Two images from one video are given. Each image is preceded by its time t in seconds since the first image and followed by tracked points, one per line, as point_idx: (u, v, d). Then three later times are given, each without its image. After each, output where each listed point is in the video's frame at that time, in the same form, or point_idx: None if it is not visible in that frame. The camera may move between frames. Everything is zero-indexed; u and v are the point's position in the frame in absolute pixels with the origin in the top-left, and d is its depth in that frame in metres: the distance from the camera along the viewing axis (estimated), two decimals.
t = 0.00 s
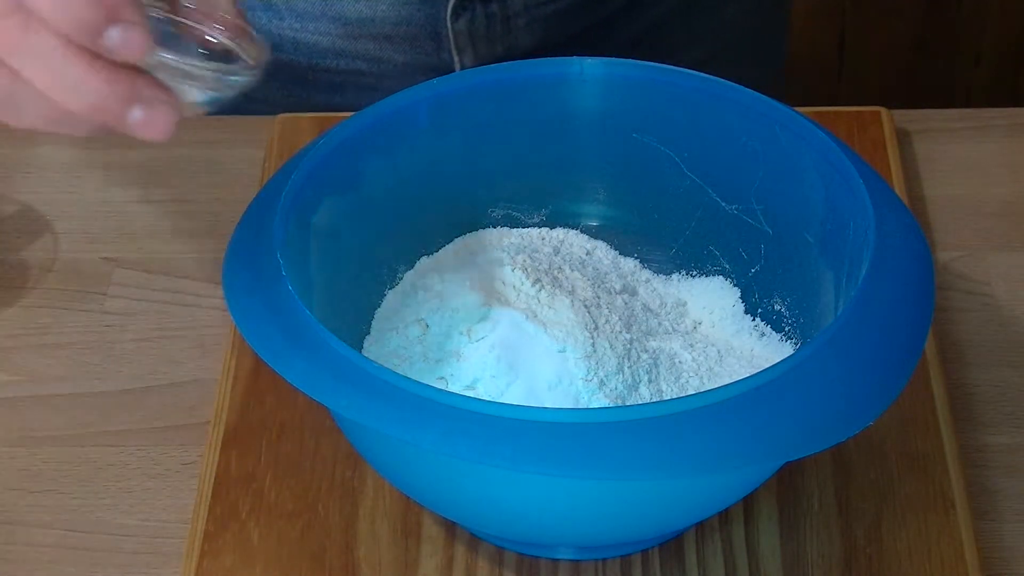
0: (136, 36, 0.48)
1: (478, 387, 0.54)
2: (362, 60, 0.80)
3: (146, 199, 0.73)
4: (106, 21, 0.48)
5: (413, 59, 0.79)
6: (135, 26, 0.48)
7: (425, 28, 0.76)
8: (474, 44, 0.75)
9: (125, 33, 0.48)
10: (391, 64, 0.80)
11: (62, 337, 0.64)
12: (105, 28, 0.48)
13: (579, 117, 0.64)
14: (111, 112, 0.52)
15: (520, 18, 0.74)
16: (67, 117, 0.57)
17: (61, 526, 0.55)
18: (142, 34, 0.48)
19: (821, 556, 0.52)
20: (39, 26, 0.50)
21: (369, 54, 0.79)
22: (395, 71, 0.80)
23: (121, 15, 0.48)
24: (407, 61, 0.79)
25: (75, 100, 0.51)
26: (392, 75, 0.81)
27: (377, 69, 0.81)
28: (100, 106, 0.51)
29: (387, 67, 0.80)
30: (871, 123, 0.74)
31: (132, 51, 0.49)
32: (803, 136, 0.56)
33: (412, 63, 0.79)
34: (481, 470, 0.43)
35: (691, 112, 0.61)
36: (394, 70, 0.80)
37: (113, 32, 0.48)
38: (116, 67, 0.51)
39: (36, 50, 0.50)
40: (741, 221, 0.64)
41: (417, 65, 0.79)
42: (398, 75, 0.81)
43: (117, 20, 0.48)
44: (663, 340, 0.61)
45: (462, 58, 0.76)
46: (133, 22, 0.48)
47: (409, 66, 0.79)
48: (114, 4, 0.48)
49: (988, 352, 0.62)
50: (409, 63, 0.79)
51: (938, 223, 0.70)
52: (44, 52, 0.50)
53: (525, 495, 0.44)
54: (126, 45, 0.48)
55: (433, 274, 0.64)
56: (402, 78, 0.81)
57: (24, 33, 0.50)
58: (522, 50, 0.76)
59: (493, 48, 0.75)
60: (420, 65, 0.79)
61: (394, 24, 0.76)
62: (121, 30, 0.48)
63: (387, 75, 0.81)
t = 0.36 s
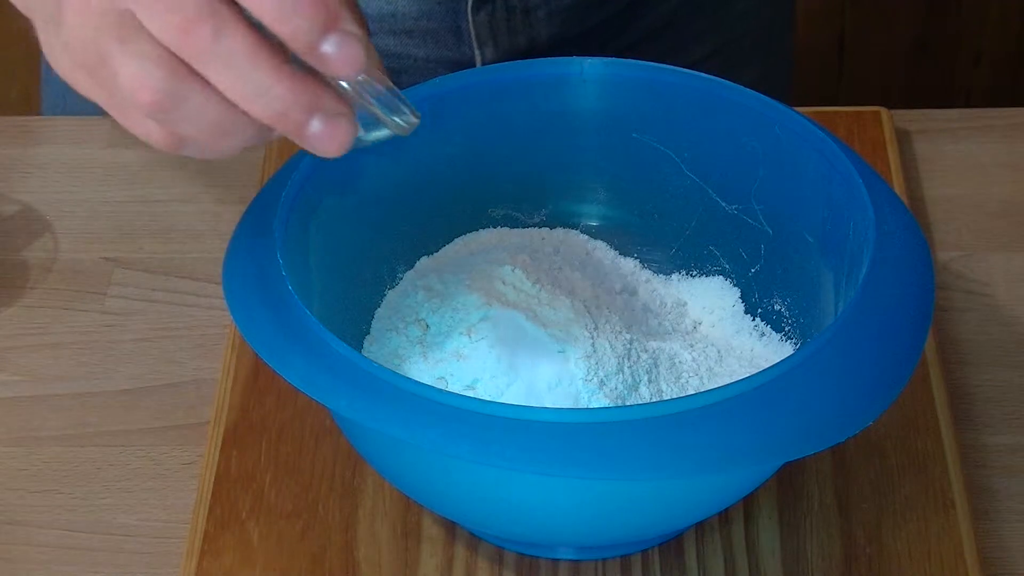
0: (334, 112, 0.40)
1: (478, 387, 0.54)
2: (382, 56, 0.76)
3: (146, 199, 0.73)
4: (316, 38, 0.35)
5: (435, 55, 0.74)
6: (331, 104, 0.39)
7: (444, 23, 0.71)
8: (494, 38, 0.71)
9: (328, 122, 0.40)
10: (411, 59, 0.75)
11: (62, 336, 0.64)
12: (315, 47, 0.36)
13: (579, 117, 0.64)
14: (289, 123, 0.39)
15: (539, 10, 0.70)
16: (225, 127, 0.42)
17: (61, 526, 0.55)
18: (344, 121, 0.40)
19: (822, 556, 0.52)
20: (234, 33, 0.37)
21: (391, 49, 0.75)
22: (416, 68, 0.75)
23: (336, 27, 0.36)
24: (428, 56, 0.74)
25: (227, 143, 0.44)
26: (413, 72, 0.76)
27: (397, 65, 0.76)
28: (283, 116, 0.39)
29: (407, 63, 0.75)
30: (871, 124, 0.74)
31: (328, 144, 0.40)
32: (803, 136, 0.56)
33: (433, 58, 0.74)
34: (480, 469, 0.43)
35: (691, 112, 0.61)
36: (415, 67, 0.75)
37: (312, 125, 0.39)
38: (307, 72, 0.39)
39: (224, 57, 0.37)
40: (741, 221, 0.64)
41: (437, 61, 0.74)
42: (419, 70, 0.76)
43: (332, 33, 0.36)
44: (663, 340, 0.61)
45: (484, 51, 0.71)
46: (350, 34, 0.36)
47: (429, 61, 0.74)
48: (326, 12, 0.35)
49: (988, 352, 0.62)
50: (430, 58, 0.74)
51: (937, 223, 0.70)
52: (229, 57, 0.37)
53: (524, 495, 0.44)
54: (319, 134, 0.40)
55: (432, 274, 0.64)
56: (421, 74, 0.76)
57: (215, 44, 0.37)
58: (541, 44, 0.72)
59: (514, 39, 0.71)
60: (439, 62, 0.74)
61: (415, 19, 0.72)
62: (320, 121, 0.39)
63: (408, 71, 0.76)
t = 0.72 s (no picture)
0: (398, 133, 0.40)
1: (478, 387, 0.54)
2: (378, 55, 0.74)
3: (145, 199, 0.73)
4: (375, 62, 0.37)
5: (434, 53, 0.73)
6: (396, 125, 0.40)
7: (444, 20, 0.71)
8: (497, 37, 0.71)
9: (390, 142, 0.40)
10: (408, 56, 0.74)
11: (62, 336, 0.64)
12: (374, 72, 0.37)
13: (579, 117, 0.64)
14: (351, 145, 0.39)
15: (540, 8, 0.70)
16: (305, 159, 0.42)
17: (60, 526, 0.55)
18: (406, 140, 0.40)
19: (823, 555, 0.52)
20: (299, 59, 0.38)
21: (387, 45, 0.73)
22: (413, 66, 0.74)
23: (394, 52, 0.37)
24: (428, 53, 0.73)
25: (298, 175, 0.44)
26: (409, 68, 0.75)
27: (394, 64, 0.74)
28: (345, 139, 0.39)
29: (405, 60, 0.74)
30: (871, 124, 0.75)
31: (394, 161, 0.40)
32: (803, 136, 0.56)
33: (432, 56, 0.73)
34: (480, 469, 0.43)
35: (690, 112, 0.61)
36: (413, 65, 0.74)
37: (374, 146, 0.40)
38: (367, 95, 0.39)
39: (288, 80, 0.38)
40: (741, 221, 0.64)
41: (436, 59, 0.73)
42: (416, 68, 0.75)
43: (390, 58, 0.37)
44: (663, 340, 0.61)
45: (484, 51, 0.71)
46: (407, 58, 0.37)
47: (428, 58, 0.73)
48: (384, 36, 0.37)
49: (987, 352, 0.62)
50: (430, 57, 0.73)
51: (937, 223, 0.70)
52: (294, 80, 0.38)
53: (524, 495, 0.44)
54: (387, 153, 0.40)
55: (432, 274, 0.64)
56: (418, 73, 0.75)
57: (280, 68, 0.38)
58: (542, 42, 0.72)
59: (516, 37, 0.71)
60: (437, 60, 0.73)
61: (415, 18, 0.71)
62: (382, 141, 0.40)
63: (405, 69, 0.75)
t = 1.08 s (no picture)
0: (342, 145, 0.41)
1: (478, 387, 0.54)
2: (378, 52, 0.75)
3: (146, 199, 0.73)
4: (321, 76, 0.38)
5: (430, 51, 0.74)
6: (339, 138, 0.40)
7: (442, 18, 0.71)
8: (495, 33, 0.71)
9: (334, 155, 0.41)
10: (407, 54, 0.74)
11: (62, 336, 0.64)
12: (318, 88, 0.38)
13: (579, 117, 0.63)
14: (297, 155, 0.40)
15: (537, 5, 0.70)
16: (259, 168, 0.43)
17: (60, 526, 0.55)
18: (349, 155, 0.41)
19: (822, 555, 0.52)
20: (247, 67, 0.38)
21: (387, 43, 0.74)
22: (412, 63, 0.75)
23: (338, 69, 0.38)
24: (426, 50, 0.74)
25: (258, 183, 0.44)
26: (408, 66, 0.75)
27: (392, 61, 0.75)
28: (292, 148, 0.39)
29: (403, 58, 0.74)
30: (871, 124, 0.74)
31: (337, 177, 0.41)
32: (803, 136, 0.56)
33: (430, 53, 0.74)
34: (479, 470, 0.43)
35: (691, 112, 0.61)
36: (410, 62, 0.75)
37: (320, 157, 0.40)
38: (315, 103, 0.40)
39: (237, 90, 0.38)
40: (741, 221, 0.64)
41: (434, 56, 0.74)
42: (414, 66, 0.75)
43: (335, 74, 0.38)
44: (663, 340, 0.61)
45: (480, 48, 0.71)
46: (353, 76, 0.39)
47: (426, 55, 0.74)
48: (329, 53, 0.38)
49: (987, 352, 0.62)
50: (428, 53, 0.74)
51: (937, 223, 0.70)
52: (244, 89, 0.38)
53: (524, 495, 0.44)
54: (330, 168, 0.41)
55: (433, 274, 0.64)
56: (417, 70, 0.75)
57: (230, 75, 0.38)
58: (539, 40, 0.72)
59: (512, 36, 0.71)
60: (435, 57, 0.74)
61: (413, 15, 0.72)
62: (327, 152, 0.40)
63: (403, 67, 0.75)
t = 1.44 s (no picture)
0: (353, 155, 0.41)
1: (479, 387, 0.55)
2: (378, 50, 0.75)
3: (146, 199, 0.73)
4: (339, 88, 0.39)
5: (429, 48, 0.74)
6: (350, 147, 0.41)
7: (442, 15, 0.72)
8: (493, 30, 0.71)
9: (342, 163, 0.41)
10: (407, 52, 0.74)
11: (62, 336, 0.64)
12: (338, 97, 0.39)
13: (579, 117, 0.63)
14: (305, 158, 0.40)
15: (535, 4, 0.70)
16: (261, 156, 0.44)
17: (60, 526, 0.55)
18: (360, 165, 0.41)
19: (822, 555, 0.52)
20: (263, 66, 0.39)
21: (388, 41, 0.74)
22: (412, 61, 0.75)
23: (358, 80, 0.39)
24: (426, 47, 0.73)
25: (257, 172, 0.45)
26: (408, 64, 0.75)
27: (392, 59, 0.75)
28: (300, 150, 0.40)
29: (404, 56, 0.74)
30: (871, 124, 0.74)
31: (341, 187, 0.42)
32: (803, 136, 0.56)
33: (429, 50, 0.74)
34: (480, 470, 0.43)
35: (690, 112, 0.61)
36: (411, 60, 0.74)
37: (327, 163, 0.41)
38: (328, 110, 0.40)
39: (252, 90, 0.39)
40: (741, 221, 0.64)
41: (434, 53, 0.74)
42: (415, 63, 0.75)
43: (353, 86, 0.39)
44: (662, 340, 0.61)
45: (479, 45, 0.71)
46: (372, 89, 0.39)
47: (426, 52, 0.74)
48: (351, 66, 0.39)
49: (988, 352, 0.62)
50: (428, 51, 0.74)
51: (937, 223, 0.70)
52: (257, 91, 0.39)
53: (523, 495, 0.44)
54: (334, 177, 0.41)
55: (433, 274, 0.64)
56: (417, 68, 0.75)
57: (245, 71, 0.39)
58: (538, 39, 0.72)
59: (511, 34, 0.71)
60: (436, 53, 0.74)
61: (412, 12, 0.72)
62: (335, 160, 0.41)
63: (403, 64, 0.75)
